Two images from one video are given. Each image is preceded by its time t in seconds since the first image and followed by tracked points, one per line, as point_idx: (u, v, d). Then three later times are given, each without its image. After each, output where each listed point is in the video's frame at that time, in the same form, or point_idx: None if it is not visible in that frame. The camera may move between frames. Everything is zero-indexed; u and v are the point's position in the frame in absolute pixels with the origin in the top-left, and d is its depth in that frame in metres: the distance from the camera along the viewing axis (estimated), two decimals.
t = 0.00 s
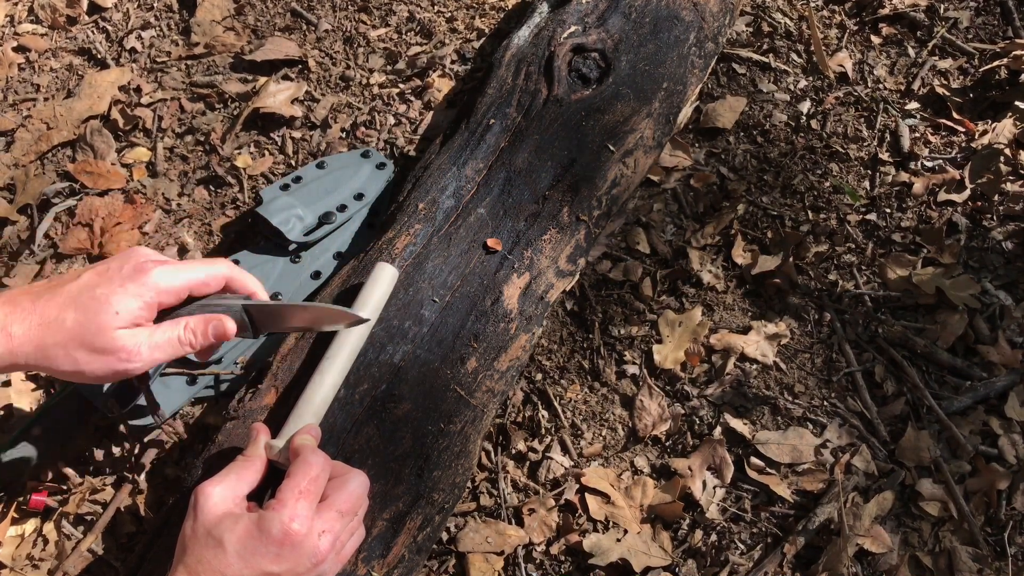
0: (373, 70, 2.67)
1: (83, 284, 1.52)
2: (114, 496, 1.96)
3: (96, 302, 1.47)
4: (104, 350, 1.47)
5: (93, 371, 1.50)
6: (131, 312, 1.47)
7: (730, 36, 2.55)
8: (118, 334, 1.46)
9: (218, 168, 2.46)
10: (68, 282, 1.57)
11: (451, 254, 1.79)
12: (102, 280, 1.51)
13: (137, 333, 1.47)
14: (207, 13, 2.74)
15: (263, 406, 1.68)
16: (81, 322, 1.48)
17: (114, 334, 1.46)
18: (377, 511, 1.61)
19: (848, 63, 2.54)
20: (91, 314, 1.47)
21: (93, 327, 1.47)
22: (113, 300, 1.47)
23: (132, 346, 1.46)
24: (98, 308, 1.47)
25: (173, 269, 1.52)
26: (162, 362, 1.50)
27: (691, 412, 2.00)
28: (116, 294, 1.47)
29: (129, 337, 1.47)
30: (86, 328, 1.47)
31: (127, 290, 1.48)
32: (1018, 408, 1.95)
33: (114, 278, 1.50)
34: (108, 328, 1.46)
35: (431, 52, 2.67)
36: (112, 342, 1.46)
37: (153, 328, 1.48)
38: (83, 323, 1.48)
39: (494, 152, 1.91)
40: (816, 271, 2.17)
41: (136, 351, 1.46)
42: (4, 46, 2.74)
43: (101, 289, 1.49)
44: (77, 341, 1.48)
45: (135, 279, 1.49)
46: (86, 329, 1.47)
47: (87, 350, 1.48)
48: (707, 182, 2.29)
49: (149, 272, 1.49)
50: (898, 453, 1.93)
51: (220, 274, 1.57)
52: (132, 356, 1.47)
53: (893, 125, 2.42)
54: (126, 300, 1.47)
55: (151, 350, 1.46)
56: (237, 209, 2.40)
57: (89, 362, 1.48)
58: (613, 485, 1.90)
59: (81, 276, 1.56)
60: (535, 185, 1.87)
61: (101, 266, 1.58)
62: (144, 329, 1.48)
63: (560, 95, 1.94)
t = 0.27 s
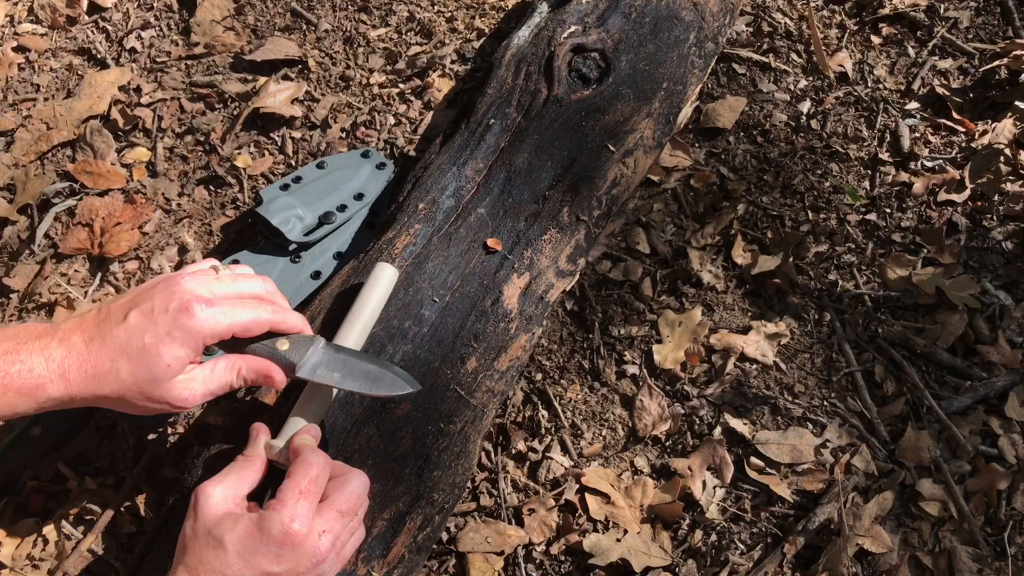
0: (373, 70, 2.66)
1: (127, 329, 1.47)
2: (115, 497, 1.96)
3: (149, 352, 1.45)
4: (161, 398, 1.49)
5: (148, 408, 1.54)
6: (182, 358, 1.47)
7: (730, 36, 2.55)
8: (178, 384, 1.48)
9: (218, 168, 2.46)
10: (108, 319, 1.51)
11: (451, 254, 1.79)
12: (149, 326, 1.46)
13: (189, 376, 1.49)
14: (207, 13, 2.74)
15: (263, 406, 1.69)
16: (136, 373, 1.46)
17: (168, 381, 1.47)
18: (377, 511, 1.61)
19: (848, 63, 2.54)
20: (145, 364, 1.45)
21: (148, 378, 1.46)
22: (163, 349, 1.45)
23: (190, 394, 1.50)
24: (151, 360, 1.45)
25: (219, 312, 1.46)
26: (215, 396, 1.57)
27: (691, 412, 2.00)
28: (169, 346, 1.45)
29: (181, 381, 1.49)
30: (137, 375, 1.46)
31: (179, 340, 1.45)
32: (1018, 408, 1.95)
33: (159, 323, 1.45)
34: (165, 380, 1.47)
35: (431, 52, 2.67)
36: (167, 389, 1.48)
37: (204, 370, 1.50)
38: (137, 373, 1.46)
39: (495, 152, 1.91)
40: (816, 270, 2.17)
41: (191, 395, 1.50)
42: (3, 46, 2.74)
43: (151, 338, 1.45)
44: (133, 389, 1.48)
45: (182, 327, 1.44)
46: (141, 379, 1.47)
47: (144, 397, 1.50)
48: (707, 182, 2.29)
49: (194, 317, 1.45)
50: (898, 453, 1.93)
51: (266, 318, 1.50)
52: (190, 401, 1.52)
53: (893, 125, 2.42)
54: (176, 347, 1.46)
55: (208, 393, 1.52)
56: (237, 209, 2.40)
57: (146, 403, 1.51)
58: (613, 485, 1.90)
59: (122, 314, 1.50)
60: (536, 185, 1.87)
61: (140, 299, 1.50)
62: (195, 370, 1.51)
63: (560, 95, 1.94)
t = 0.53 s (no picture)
0: (373, 70, 2.66)
1: (135, 334, 1.51)
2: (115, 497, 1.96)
3: (155, 357, 1.49)
4: (167, 403, 1.53)
5: (155, 411, 1.58)
6: (186, 364, 1.51)
7: (730, 36, 2.55)
8: (183, 389, 1.52)
9: (218, 168, 2.46)
10: (117, 324, 1.55)
11: (451, 254, 1.79)
12: (156, 333, 1.50)
13: (194, 381, 1.53)
14: (207, 13, 2.74)
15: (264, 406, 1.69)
16: (143, 378, 1.50)
17: (173, 386, 1.51)
18: (377, 511, 1.61)
19: (848, 63, 2.54)
20: (152, 370, 1.50)
21: (155, 383, 1.51)
22: (169, 355, 1.49)
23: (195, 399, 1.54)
24: (158, 365, 1.50)
25: (224, 320, 1.48)
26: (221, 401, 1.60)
27: (690, 412, 2.00)
28: (175, 352, 1.49)
29: (186, 386, 1.53)
30: (143, 380, 1.51)
31: (184, 346, 1.49)
32: (1018, 408, 1.95)
33: (165, 330, 1.49)
34: (171, 385, 1.51)
35: (431, 52, 2.67)
36: (172, 394, 1.52)
37: (208, 376, 1.54)
38: (144, 378, 1.51)
39: (495, 152, 1.91)
40: (816, 271, 2.17)
41: (196, 400, 1.54)
42: (3, 46, 2.74)
43: (158, 344, 1.49)
44: (140, 394, 1.53)
45: (186, 333, 1.48)
46: (148, 384, 1.51)
47: (151, 402, 1.54)
48: (707, 182, 2.29)
49: (198, 324, 1.48)
50: (898, 453, 1.93)
51: (269, 328, 1.50)
52: (195, 407, 1.55)
53: (893, 125, 2.42)
54: (181, 353, 1.50)
55: (213, 399, 1.55)
56: (237, 209, 2.40)
57: (152, 407, 1.56)
58: (613, 485, 1.90)
59: (130, 320, 1.54)
60: (536, 185, 1.87)
61: (147, 306, 1.54)
62: (200, 376, 1.54)
63: (560, 95, 1.94)
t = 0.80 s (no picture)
0: (373, 70, 2.66)
1: (133, 338, 1.51)
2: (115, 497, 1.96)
3: (153, 361, 1.50)
4: (166, 406, 1.54)
5: (153, 415, 1.59)
6: (185, 368, 1.51)
7: (730, 36, 2.55)
8: (181, 393, 1.53)
9: (218, 168, 2.46)
10: (115, 327, 1.55)
11: (451, 254, 1.79)
12: (154, 337, 1.50)
13: (192, 385, 1.54)
14: (207, 13, 2.74)
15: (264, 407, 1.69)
16: (141, 382, 1.51)
17: (171, 390, 1.52)
18: (377, 511, 1.61)
19: (848, 63, 2.54)
20: (150, 374, 1.50)
21: (153, 387, 1.51)
22: (167, 358, 1.50)
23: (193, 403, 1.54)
24: (157, 370, 1.50)
25: (221, 324, 1.48)
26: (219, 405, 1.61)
27: (690, 412, 2.00)
28: (173, 356, 1.49)
29: (184, 390, 1.53)
30: (142, 384, 1.51)
31: (183, 350, 1.49)
32: (1018, 408, 1.95)
33: (163, 334, 1.49)
34: (169, 389, 1.51)
35: (431, 52, 2.67)
36: (170, 398, 1.52)
37: (205, 381, 1.54)
38: (143, 383, 1.51)
39: (494, 152, 1.91)
40: (816, 271, 2.17)
41: (194, 405, 1.55)
42: (3, 46, 2.74)
43: (157, 348, 1.49)
44: (138, 397, 1.53)
45: (185, 338, 1.48)
46: (146, 387, 1.51)
47: (149, 406, 1.55)
48: (707, 182, 2.29)
49: (196, 329, 1.48)
50: (898, 453, 1.93)
51: (265, 333, 1.50)
52: (193, 411, 1.56)
53: (893, 125, 2.42)
54: (180, 357, 1.50)
55: (211, 403, 1.56)
56: (237, 209, 2.40)
57: (150, 410, 1.56)
58: (613, 485, 1.90)
59: (128, 323, 1.54)
60: (536, 185, 1.87)
61: (145, 309, 1.54)
62: (197, 380, 1.55)
63: (560, 95, 1.94)
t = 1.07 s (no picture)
0: (373, 70, 2.67)
1: (134, 342, 1.52)
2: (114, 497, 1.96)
3: (154, 365, 1.50)
4: (167, 410, 1.55)
5: (154, 417, 1.60)
6: (185, 372, 1.52)
7: (730, 36, 2.55)
8: (182, 397, 1.54)
9: (218, 168, 2.46)
10: (115, 330, 1.55)
11: (451, 254, 1.79)
12: (155, 341, 1.50)
13: (193, 389, 1.55)
14: (207, 13, 2.74)
15: (263, 406, 1.68)
16: (142, 386, 1.51)
17: (173, 395, 1.53)
18: (377, 511, 1.61)
19: (848, 63, 2.54)
20: (151, 378, 1.51)
21: (154, 391, 1.52)
22: (168, 363, 1.50)
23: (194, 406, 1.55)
24: (157, 374, 1.51)
25: (222, 328, 1.48)
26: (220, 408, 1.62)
27: (690, 412, 2.00)
28: (173, 361, 1.50)
29: (184, 394, 1.54)
30: (143, 388, 1.52)
31: (184, 354, 1.50)
32: (1018, 408, 1.95)
33: (164, 338, 1.50)
34: (170, 393, 1.52)
35: (431, 52, 2.67)
36: (171, 402, 1.53)
37: (206, 384, 1.55)
38: (144, 387, 1.52)
39: (494, 152, 1.91)
40: (816, 270, 2.17)
41: (196, 408, 1.56)
42: (3, 46, 2.74)
43: (157, 352, 1.50)
44: (139, 401, 1.54)
45: (186, 342, 1.49)
46: (147, 391, 1.52)
47: (150, 409, 1.56)
48: (707, 182, 2.29)
49: (196, 334, 1.48)
50: (898, 453, 1.93)
51: (264, 336, 1.50)
52: (194, 414, 1.57)
53: (893, 125, 2.42)
54: (180, 361, 1.51)
55: (212, 406, 1.57)
56: (237, 209, 2.40)
57: (152, 413, 1.58)
58: (613, 485, 1.90)
59: (128, 327, 1.54)
60: (536, 185, 1.87)
61: (145, 312, 1.54)
62: (198, 384, 1.56)
63: (560, 95, 1.94)
